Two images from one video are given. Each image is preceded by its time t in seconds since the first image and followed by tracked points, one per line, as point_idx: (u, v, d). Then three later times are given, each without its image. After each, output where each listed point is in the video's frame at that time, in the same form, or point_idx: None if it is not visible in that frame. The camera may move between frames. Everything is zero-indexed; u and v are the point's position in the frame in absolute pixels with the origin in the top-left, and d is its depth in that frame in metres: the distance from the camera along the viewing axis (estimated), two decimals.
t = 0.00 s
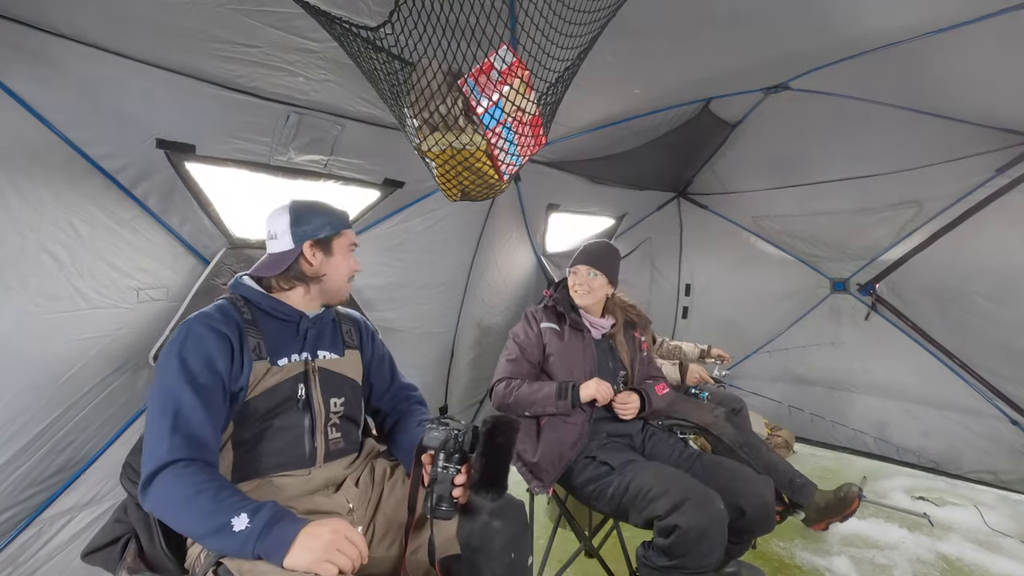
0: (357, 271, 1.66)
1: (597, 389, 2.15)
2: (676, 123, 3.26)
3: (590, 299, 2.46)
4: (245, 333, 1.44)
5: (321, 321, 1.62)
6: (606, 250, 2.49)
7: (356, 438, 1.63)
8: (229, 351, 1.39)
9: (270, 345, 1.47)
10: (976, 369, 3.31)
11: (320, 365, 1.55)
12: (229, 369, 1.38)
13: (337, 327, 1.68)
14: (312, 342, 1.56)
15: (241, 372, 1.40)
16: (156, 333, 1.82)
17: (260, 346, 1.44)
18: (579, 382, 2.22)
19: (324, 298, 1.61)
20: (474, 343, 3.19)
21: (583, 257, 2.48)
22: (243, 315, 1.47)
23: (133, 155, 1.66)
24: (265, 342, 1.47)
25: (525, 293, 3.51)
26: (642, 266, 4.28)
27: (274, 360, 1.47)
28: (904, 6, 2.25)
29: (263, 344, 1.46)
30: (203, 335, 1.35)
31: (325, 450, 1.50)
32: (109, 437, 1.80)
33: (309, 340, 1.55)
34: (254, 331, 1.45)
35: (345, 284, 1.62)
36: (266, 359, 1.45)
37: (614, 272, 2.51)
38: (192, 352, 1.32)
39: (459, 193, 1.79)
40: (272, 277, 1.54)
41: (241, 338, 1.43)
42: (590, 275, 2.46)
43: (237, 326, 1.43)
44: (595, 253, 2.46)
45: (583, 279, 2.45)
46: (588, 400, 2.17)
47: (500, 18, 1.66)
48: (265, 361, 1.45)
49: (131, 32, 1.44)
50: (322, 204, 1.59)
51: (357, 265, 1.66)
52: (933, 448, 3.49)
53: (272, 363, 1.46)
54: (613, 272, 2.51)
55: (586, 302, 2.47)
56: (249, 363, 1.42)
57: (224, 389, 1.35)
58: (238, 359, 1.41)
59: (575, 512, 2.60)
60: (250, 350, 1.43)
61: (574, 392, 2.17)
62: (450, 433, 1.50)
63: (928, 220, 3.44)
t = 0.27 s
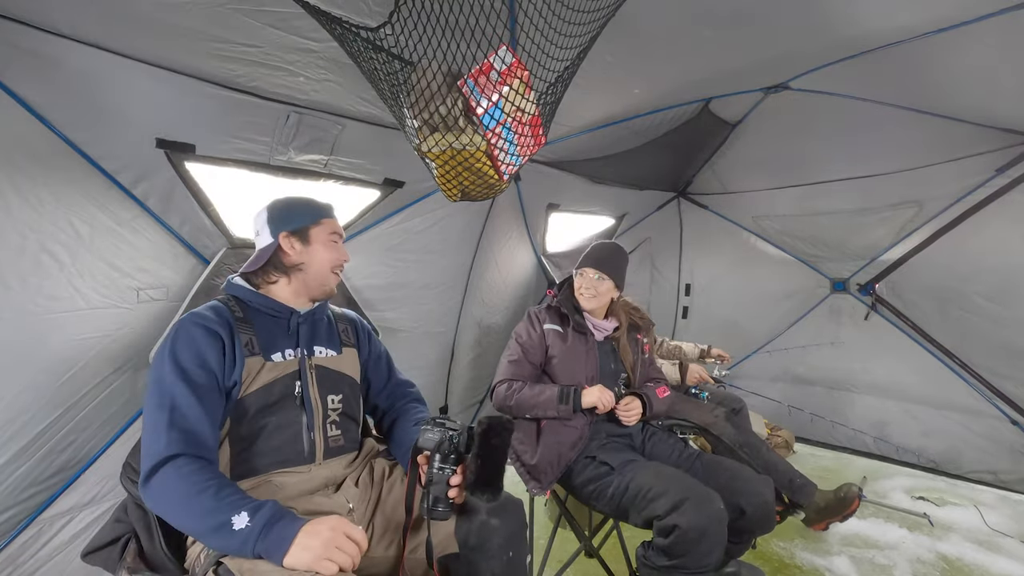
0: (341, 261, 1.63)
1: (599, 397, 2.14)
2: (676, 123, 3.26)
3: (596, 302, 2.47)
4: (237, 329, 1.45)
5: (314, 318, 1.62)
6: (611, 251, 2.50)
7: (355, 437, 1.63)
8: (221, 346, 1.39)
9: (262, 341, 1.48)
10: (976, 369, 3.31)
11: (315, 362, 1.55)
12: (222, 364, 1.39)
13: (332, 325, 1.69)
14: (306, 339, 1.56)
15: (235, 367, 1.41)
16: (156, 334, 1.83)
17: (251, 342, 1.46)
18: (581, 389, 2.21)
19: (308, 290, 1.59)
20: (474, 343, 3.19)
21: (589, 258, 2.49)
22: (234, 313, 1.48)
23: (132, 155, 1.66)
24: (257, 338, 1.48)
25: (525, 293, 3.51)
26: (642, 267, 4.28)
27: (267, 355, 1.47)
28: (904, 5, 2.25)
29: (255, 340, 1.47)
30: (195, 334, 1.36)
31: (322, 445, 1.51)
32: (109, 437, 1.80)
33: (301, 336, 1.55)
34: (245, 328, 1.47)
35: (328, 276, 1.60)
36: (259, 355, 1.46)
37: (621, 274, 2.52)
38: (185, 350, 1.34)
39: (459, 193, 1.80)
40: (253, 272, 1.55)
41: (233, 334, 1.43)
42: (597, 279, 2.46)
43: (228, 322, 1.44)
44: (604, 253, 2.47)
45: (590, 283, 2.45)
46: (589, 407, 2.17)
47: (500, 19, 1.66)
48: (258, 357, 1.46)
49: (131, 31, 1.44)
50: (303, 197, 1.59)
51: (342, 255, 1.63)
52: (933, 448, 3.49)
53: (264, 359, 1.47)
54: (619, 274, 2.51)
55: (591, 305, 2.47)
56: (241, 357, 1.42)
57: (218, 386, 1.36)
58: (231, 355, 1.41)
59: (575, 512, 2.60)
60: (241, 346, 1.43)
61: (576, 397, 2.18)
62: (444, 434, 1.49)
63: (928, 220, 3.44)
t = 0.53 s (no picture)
0: (316, 257, 1.57)
1: (599, 397, 2.14)
2: (676, 123, 3.26)
3: (596, 302, 2.47)
4: (234, 329, 1.46)
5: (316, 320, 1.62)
6: (610, 251, 2.48)
7: (354, 440, 1.63)
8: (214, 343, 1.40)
9: (260, 343, 1.49)
10: (976, 369, 3.31)
11: (316, 365, 1.55)
12: (215, 362, 1.39)
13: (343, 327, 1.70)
14: (307, 341, 1.56)
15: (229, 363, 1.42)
16: (156, 334, 1.83)
17: (248, 341, 1.46)
18: (581, 388, 2.22)
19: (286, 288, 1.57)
20: (474, 343, 3.19)
21: (589, 259, 2.48)
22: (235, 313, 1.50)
23: (133, 155, 1.66)
24: (255, 338, 1.49)
25: (525, 293, 3.51)
26: (642, 267, 4.28)
27: (263, 356, 1.48)
28: (905, 5, 2.25)
29: (252, 340, 1.47)
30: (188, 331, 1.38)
31: (321, 450, 1.50)
32: (109, 437, 1.80)
33: (302, 338, 1.56)
34: (244, 328, 1.48)
35: (289, 272, 1.55)
36: (255, 355, 1.46)
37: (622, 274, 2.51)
38: (178, 348, 1.35)
39: (459, 193, 1.80)
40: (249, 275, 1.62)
41: (227, 332, 1.44)
42: (600, 280, 2.46)
43: (223, 320, 1.45)
44: (606, 255, 2.46)
45: (592, 283, 2.45)
46: (589, 406, 2.17)
47: (500, 19, 1.66)
48: (254, 357, 1.46)
49: (131, 31, 1.44)
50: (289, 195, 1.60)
51: (319, 250, 1.58)
52: (932, 448, 3.49)
53: (260, 361, 1.47)
54: (619, 273, 2.50)
55: (592, 304, 2.47)
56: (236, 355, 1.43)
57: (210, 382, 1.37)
58: (224, 352, 1.42)
59: (575, 512, 2.60)
60: (236, 346, 1.44)
61: (576, 397, 2.18)
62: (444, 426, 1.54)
63: (928, 220, 3.44)
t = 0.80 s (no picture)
0: (284, 255, 1.55)
1: (599, 397, 2.14)
2: (676, 123, 3.26)
3: (599, 303, 2.46)
4: (240, 328, 1.49)
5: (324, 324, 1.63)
6: (613, 251, 2.46)
7: (355, 442, 1.63)
8: (208, 339, 1.44)
9: (264, 344, 1.51)
10: (976, 369, 3.31)
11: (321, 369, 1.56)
12: (205, 357, 1.42)
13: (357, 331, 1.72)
14: (312, 346, 1.57)
15: (217, 360, 1.43)
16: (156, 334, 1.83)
17: (251, 342, 1.49)
18: (582, 388, 2.22)
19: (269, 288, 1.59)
20: (474, 343, 3.19)
21: (592, 260, 2.46)
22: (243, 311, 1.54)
23: (133, 155, 1.66)
24: (260, 339, 1.51)
25: (525, 293, 3.51)
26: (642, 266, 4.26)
27: (265, 358, 1.49)
28: (904, 6, 2.25)
29: (255, 341, 1.49)
30: (187, 326, 1.43)
31: (323, 455, 1.51)
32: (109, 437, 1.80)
33: (307, 342, 1.56)
34: (250, 328, 1.51)
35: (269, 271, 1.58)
36: (257, 357, 1.48)
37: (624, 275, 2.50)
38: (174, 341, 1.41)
39: (459, 193, 1.80)
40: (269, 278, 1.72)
41: (227, 331, 1.47)
42: (603, 282, 2.46)
43: (228, 320, 1.49)
44: (608, 257, 2.44)
45: (596, 284, 2.45)
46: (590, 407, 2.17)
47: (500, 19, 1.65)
48: (256, 358, 1.48)
49: (131, 32, 1.44)
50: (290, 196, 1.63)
51: (288, 249, 1.55)
52: (933, 448, 3.49)
53: (261, 362, 1.48)
54: (621, 272, 2.49)
55: (594, 306, 2.46)
56: (228, 353, 1.45)
57: (195, 377, 1.40)
58: (220, 351, 1.45)
59: (575, 512, 2.60)
60: (239, 346, 1.47)
61: (577, 397, 2.18)
62: (450, 417, 1.56)
63: (928, 220, 3.44)
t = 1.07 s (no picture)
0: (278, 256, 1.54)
1: (599, 397, 2.15)
2: (676, 123, 3.26)
3: (600, 305, 2.45)
4: (247, 327, 1.49)
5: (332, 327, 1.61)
6: (615, 252, 2.42)
7: (359, 446, 1.63)
8: (211, 340, 1.44)
9: (270, 345, 1.50)
10: (976, 370, 3.33)
11: (328, 373, 1.55)
12: (206, 357, 1.43)
13: (369, 333, 1.71)
14: (321, 350, 1.56)
15: (218, 361, 1.43)
16: (156, 333, 1.83)
17: (258, 341, 1.49)
18: (582, 389, 2.22)
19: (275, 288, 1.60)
20: (474, 343, 3.19)
21: (596, 261, 2.43)
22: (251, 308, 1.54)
23: (132, 155, 1.66)
24: (267, 339, 1.51)
25: (524, 293, 3.51)
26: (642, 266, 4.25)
27: (271, 359, 1.49)
28: (904, 6, 2.25)
29: (263, 341, 1.49)
30: (192, 324, 1.44)
31: (325, 459, 1.51)
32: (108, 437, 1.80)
33: (313, 345, 1.55)
34: (258, 327, 1.51)
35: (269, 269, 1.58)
36: (263, 357, 1.48)
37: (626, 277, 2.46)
38: (180, 338, 1.42)
39: (459, 192, 1.80)
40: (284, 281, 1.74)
41: (231, 331, 1.47)
42: (607, 286, 2.42)
43: (235, 319, 1.49)
44: (610, 260, 2.40)
45: (599, 289, 2.43)
46: (591, 408, 2.17)
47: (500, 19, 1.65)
48: (262, 359, 1.48)
49: (131, 32, 1.44)
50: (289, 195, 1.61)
51: (280, 250, 1.54)
52: (932, 448, 3.50)
53: (267, 363, 1.48)
54: (623, 273, 2.44)
55: (598, 309, 2.45)
56: (230, 353, 1.45)
57: (194, 376, 1.41)
58: (222, 351, 1.44)
59: (575, 512, 2.59)
60: (246, 346, 1.47)
61: (577, 398, 2.18)
62: (455, 426, 1.53)
63: (928, 220, 3.44)
